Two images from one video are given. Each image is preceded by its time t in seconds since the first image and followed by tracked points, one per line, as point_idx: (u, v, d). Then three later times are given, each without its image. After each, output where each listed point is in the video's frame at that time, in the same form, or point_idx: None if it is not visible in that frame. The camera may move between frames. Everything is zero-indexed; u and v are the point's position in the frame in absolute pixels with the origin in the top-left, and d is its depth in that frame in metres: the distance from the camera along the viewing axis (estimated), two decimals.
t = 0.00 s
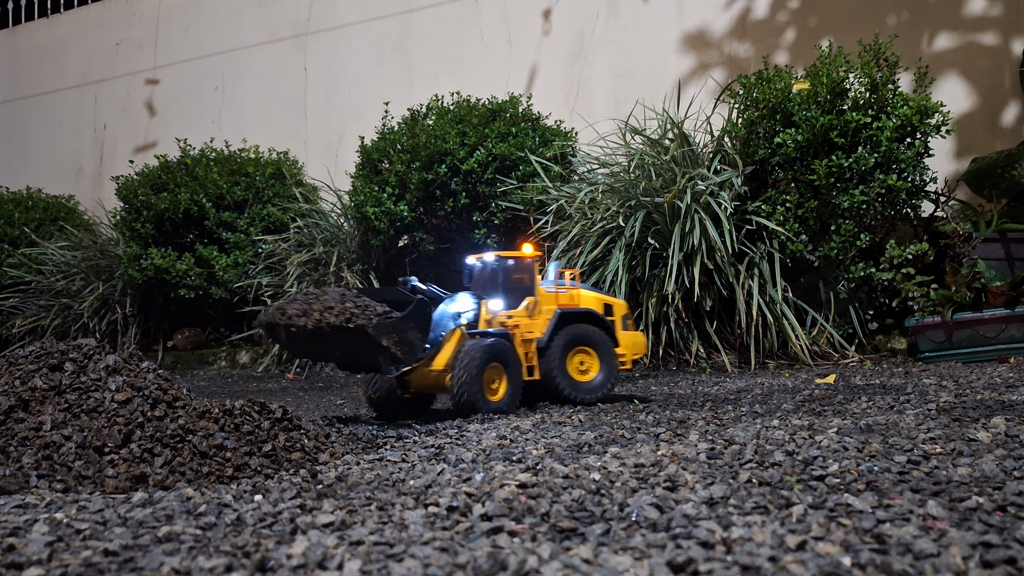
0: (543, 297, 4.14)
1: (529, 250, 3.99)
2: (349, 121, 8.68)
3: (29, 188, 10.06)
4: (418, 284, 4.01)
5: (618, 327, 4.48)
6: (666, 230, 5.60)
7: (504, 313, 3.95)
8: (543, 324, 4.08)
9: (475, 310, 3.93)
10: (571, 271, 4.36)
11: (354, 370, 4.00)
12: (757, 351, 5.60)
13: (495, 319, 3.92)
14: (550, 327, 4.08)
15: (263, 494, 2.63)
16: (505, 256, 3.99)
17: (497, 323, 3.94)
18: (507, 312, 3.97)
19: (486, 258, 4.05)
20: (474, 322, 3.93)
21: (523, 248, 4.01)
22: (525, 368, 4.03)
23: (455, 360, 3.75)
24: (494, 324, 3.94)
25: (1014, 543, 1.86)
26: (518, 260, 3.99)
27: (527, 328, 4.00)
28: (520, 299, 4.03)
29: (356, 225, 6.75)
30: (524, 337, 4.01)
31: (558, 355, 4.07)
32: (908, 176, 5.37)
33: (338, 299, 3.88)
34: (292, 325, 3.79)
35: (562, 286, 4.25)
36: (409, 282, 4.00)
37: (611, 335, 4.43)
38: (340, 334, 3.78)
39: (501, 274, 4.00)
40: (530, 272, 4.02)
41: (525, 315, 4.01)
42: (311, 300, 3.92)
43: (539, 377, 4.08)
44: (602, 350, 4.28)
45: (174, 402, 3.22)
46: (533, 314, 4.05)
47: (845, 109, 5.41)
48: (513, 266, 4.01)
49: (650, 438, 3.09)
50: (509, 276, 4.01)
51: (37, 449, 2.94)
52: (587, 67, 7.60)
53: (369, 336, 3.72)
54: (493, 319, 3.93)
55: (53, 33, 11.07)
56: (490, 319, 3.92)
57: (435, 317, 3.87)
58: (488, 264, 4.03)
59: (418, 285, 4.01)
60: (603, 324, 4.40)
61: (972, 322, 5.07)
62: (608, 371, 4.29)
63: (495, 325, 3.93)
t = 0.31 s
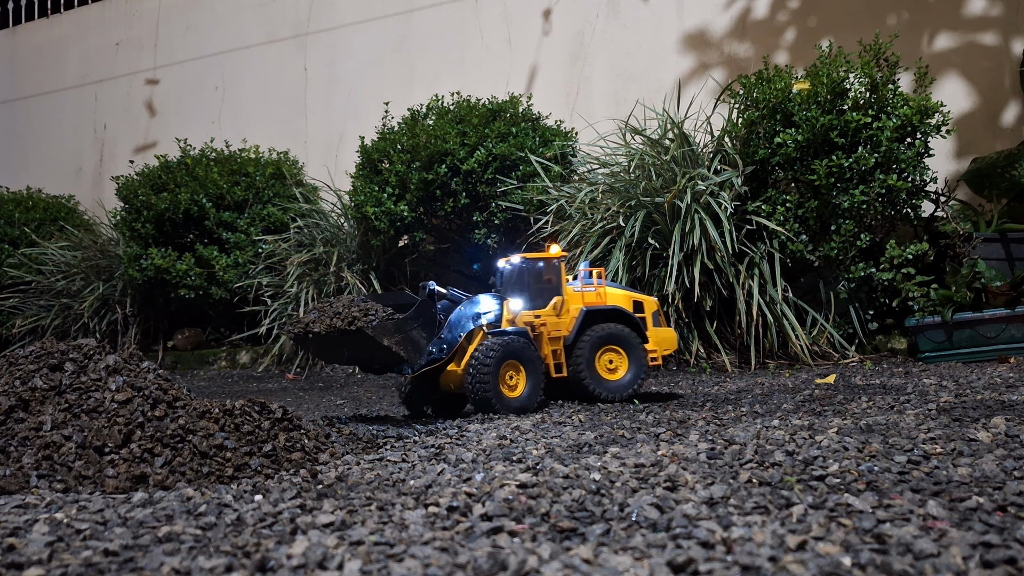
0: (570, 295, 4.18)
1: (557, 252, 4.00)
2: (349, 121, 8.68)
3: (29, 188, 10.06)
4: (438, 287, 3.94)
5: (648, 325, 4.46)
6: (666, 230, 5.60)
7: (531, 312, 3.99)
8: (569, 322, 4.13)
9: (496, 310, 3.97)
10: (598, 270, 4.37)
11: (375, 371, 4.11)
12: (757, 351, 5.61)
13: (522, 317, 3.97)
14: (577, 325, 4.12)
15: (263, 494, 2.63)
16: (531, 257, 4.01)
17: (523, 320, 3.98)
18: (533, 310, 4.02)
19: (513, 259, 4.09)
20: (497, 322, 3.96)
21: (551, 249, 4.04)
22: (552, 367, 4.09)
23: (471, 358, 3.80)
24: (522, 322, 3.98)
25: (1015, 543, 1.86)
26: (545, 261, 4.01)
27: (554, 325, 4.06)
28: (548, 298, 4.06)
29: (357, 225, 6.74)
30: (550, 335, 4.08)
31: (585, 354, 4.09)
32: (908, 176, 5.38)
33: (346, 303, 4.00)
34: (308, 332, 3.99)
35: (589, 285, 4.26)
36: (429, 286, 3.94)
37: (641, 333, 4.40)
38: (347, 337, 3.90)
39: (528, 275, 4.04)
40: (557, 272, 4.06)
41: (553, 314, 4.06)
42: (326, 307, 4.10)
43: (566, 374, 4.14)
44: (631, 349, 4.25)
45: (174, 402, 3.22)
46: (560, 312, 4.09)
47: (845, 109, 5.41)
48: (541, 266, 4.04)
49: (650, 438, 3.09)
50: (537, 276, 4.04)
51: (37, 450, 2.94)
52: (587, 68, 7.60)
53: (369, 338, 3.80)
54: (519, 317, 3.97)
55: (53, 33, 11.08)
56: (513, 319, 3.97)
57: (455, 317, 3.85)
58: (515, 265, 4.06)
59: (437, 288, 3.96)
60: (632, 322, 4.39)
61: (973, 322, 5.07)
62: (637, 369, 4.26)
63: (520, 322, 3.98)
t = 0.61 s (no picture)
0: (583, 296, 4.19)
1: (569, 252, 4.00)
2: (349, 121, 8.68)
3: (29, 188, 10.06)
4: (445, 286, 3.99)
5: (657, 325, 4.47)
6: (666, 230, 5.60)
7: (544, 311, 4.03)
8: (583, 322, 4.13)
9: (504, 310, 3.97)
10: (610, 272, 4.38)
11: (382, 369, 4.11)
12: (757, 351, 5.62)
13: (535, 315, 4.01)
14: (591, 325, 4.12)
15: (264, 494, 2.63)
16: (546, 257, 4.00)
17: (535, 318, 4.02)
18: (546, 309, 4.04)
19: (525, 259, 4.08)
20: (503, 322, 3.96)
21: (563, 250, 4.03)
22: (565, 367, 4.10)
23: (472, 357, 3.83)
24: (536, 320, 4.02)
25: (1015, 543, 1.86)
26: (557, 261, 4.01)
27: (567, 326, 4.08)
28: (561, 298, 4.07)
29: (357, 225, 6.73)
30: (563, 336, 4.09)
31: (599, 354, 4.10)
32: (908, 176, 5.38)
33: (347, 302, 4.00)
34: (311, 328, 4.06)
35: (601, 286, 4.26)
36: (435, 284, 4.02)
37: (650, 334, 4.42)
38: (345, 337, 3.91)
39: (541, 275, 4.04)
40: (570, 273, 4.06)
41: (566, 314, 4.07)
42: (328, 306, 4.13)
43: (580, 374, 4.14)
44: (643, 350, 4.25)
45: (174, 402, 3.22)
46: (573, 313, 4.10)
47: (846, 109, 5.41)
48: (553, 266, 4.04)
49: (650, 438, 3.09)
50: (549, 276, 4.04)
51: (37, 450, 2.94)
52: (587, 68, 7.60)
53: (363, 338, 3.79)
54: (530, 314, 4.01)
55: (53, 33, 11.08)
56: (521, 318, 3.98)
57: (459, 316, 3.87)
58: (528, 265, 4.06)
59: (444, 287, 4.02)
60: (643, 323, 4.39)
61: (973, 322, 5.07)
62: (650, 370, 4.27)
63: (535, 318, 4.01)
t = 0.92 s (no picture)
0: (597, 297, 4.21)
1: (583, 253, 4.05)
2: (349, 121, 8.68)
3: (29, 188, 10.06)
4: (453, 286, 3.98)
5: (668, 326, 4.47)
6: (667, 230, 5.60)
7: (561, 311, 4.05)
8: (598, 322, 4.15)
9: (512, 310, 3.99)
10: (620, 272, 4.42)
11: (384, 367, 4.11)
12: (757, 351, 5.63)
13: (551, 314, 4.02)
14: (607, 325, 4.14)
15: (264, 494, 2.63)
16: (560, 256, 4.04)
17: (550, 317, 4.02)
18: (563, 309, 4.07)
19: (537, 259, 4.08)
20: (512, 321, 3.98)
21: (576, 251, 4.09)
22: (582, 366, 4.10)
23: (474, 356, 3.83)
24: (548, 320, 4.01)
25: (1015, 543, 1.86)
26: (571, 262, 4.06)
27: (582, 326, 4.10)
28: (576, 297, 4.10)
29: (357, 225, 6.73)
30: (579, 335, 4.11)
31: (615, 354, 4.11)
32: (908, 176, 5.38)
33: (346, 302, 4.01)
34: (313, 327, 4.09)
35: (613, 287, 4.29)
36: (441, 285, 4.02)
37: (663, 336, 4.43)
38: (342, 336, 3.93)
39: (556, 275, 4.07)
40: (584, 273, 4.11)
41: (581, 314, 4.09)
42: (330, 306, 4.15)
43: (596, 374, 4.14)
44: (657, 352, 4.26)
45: (174, 402, 3.22)
46: (588, 313, 4.12)
47: (846, 109, 5.41)
48: (567, 266, 4.08)
49: (650, 438, 3.09)
50: (563, 277, 4.08)
51: (38, 450, 2.94)
52: (587, 68, 7.61)
53: (356, 336, 3.80)
54: (544, 313, 3.99)
55: (53, 33, 11.08)
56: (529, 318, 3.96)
57: (465, 315, 3.88)
58: (543, 264, 4.06)
59: (451, 287, 4.02)
60: (654, 324, 4.42)
61: (973, 322, 5.07)
62: (663, 373, 4.27)
63: (548, 318, 4.01)
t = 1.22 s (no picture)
0: (605, 297, 4.22)
1: (592, 253, 4.05)
2: (349, 121, 8.68)
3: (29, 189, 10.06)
4: (456, 287, 3.97)
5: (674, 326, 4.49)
6: (667, 230, 5.60)
7: (572, 310, 4.04)
8: (609, 322, 4.16)
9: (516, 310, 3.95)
10: (625, 273, 4.43)
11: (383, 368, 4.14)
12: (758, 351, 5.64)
13: (562, 313, 4.00)
14: (618, 325, 4.15)
15: (264, 494, 2.63)
16: (572, 255, 4.04)
17: (561, 316, 4.00)
18: (575, 309, 4.06)
19: (549, 258, 4.08)
20: (515, 322, 3.95)
21: (585, 251, 4.08)
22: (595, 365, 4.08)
23: (473, 355, 3.84)
24: (559, 319, 4.00)
25: (1015, 543, 1.86)
26: (580, 262, 4.05)
27: (593, 326, 4.09)
28: (586, 297, 4.09)
29: (358, 225, 6.72)
30: (591, 335, 4.10)
31: (628, 355, 4.11)
32: (909, 176, 5.38)
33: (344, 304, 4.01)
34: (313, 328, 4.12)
35: (617, 287, 4.30)
36: (444, 286, 4.02)
37: (670, 337, 4.45)
38: (336, 338, 3.97)
39: (567, 275, 4.06)
40: (592, 274, 4.11)
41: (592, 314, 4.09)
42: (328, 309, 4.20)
43: (609, 374, 4.13)
44: (665, 353, 4.29)
45: (175, 402, 3.22)
46: (598, 313, 4.12)
47: (846, 109, 5.41)
48: (578, 266, 4.07)
49: (651, 438, 3.10)
50: (574, 277, 4.07)
51: (38, 450, 2.94)
52: (587, 68, 7.60)
53: (349, 337, 3.85)
54: (553, 312, 3.98)
55: (53, 33, 11.08)
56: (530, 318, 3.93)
57: (466, 315, 3.88)
58: (553, 264, 4.05)
59: (455, 288, 4.01)
60: (662, 324, 4.44)
61: (973, 322, 5.07)
62: (671, 374, 4.30)
63: (555, 317, 3.99)
